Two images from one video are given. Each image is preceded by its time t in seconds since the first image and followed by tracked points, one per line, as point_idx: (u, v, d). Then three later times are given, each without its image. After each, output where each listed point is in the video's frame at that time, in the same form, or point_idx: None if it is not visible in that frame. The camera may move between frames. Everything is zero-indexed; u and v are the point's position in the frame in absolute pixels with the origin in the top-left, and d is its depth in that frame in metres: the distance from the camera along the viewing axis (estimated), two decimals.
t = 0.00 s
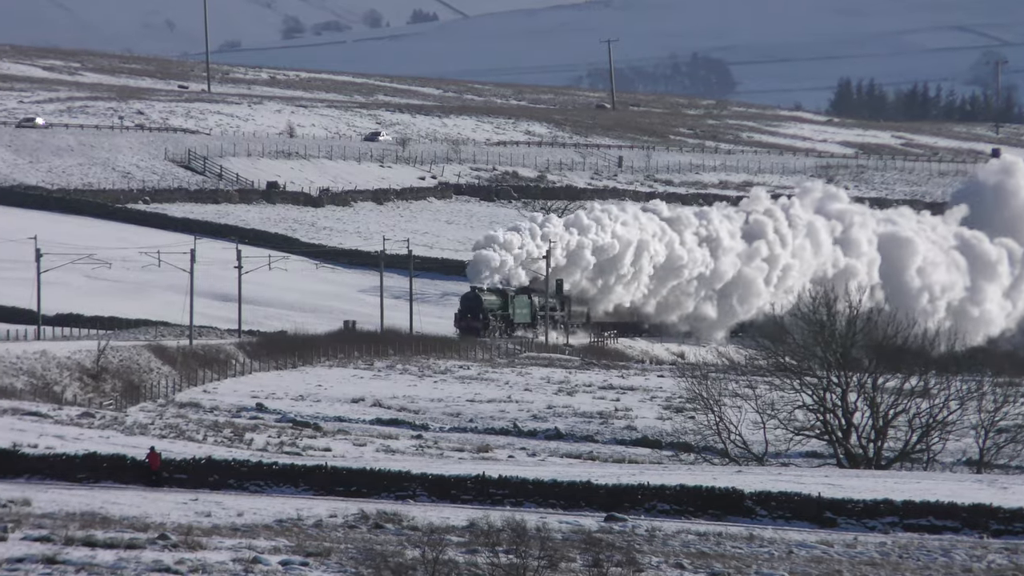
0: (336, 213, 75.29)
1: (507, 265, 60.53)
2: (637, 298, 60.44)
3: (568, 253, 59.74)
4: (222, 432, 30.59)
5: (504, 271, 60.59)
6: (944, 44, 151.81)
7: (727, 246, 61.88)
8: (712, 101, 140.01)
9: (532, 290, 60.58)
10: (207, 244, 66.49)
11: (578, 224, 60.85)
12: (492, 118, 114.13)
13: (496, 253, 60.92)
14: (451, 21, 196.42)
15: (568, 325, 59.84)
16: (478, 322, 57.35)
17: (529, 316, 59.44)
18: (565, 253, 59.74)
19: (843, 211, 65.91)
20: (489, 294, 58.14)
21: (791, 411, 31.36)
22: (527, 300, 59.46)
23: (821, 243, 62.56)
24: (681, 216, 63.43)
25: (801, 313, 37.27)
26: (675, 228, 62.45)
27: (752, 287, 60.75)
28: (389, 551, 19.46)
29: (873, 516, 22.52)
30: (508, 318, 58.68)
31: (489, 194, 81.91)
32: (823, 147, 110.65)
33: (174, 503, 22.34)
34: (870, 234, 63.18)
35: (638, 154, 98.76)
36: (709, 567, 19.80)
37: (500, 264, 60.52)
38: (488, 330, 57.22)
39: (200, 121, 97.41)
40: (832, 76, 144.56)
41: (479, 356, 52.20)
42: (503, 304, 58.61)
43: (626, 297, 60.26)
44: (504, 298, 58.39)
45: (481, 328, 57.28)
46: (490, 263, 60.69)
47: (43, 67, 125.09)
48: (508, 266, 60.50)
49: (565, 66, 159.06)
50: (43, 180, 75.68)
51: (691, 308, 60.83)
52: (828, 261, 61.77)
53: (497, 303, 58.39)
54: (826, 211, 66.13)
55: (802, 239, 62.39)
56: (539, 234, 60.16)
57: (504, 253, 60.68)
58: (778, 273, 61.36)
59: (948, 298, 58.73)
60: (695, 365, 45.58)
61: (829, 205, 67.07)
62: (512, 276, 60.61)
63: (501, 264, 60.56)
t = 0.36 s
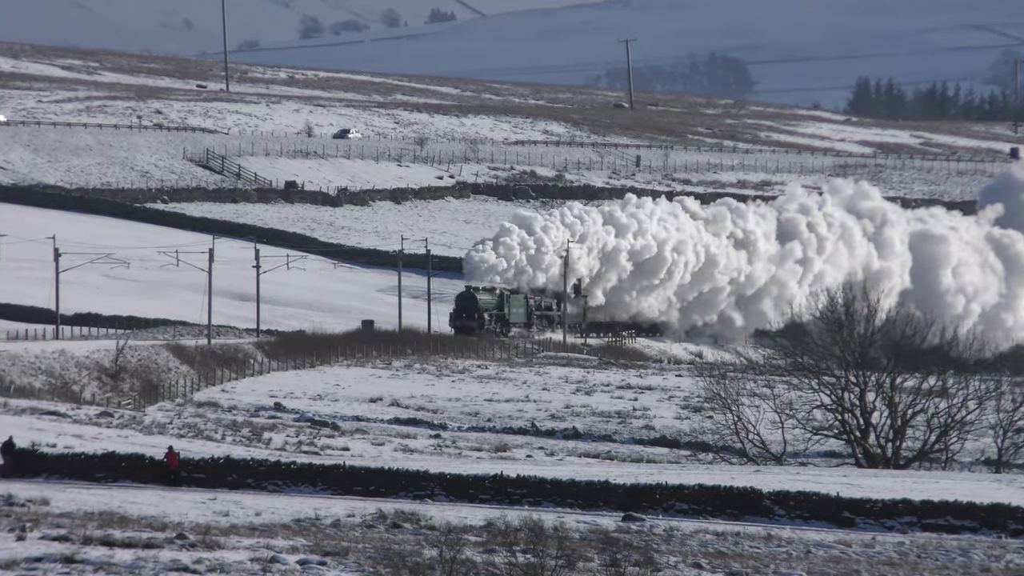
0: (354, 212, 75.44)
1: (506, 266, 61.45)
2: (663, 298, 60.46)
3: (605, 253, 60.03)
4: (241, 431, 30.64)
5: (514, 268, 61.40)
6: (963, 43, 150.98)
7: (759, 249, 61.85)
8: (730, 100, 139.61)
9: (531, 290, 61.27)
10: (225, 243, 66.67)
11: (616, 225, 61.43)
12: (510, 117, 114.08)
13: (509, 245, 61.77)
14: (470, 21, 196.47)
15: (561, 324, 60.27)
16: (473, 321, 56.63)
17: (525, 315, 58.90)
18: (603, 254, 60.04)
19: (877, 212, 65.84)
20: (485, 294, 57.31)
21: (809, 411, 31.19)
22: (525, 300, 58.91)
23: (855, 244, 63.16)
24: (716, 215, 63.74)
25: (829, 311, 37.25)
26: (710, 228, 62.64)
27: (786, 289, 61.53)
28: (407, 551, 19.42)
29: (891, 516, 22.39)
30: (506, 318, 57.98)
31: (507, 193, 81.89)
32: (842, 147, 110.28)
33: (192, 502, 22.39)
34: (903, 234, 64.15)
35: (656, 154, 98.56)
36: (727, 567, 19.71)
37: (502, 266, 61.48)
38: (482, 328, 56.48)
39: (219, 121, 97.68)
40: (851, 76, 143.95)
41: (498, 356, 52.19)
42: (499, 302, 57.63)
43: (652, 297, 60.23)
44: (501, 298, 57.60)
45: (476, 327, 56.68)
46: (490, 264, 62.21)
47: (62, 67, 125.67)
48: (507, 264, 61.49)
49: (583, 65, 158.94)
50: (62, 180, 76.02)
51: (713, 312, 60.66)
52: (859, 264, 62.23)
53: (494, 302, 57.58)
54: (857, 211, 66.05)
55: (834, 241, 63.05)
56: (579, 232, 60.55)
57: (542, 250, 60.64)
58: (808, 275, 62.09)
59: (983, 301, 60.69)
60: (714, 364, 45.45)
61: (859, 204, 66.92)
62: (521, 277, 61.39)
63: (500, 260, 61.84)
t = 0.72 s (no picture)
0: (369, 212, 75.55)
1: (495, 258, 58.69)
2: (689, 303, 60.73)
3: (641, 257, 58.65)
4: (256, 431, 30.68)
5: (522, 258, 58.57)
6: (981, 43, 150.29)
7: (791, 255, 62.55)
8: (746, 100, 139.30)
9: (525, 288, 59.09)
10: (241, 242, 66.79)
11: (651, 224, 59.48)
12: (525, 116, 114.03)
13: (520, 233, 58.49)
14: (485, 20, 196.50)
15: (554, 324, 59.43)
16: (466, 321, 55.65)
17: (517, 315, 57.87)
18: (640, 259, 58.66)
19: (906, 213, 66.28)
20: (477, 293, 56.25)
21: (825, 411, 31.06)
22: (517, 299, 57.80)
23: (886, 245, 63.75)
24: (748, 214, 63.56)
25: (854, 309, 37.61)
26: (745, 228, 62.86)
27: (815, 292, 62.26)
28: (422, 550, 19.40)
29: (907, 516, 22.28)
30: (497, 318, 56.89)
31: (522, 192, 81.84)
32: (858, 146, 110.04)
33: (208, 501, 22.40)
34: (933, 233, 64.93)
35: (671, 153, 98.42)
36: (742, 566, 19.63)
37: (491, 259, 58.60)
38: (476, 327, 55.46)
39: (235, 120, 97.89)
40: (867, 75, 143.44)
41: (513, 356, 52.20)
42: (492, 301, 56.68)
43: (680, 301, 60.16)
44: (494, 297, 56.52)
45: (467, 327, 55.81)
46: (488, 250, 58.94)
47: (78, 67, 126.15)
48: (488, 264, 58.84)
49: (598, 65, 158.78)
50: (78, 179, 76.28)
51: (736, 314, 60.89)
52: (889, 266, 62.87)
53: (487, 302, 56.50)
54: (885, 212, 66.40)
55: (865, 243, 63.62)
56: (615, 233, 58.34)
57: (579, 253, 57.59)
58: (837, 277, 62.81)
59: (1012, 304, 61.55)
60: (728, 364, 45.42)
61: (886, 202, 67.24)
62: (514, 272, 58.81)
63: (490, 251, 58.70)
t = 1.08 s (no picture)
0: (381, 213, 75.64)
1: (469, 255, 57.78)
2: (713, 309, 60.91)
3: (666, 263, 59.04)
4: (269, 432, 30.71)
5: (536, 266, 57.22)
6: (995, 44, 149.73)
7: (819, 259, 63.70)
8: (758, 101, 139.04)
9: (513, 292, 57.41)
10: (253, 244, 66.90)
11: (682, 228, 60.26)
12: (538, 118, 113.99)
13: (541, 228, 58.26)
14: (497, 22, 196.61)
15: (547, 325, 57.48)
16: (455, 322, 54.76)
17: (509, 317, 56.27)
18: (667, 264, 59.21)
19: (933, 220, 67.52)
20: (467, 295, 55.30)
21: (838, 412, 30.99)
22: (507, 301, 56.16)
23: (913, 251, 64.98)
24: (778, 215, 64.49)
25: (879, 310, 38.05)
26: (777, 228, 63.83)
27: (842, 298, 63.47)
28: (434, 552, 19.40)
29: (920, 517, 22.18)
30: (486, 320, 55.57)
31: (535, 195, 81.76)
32: (870, 147, 109.77)
33: (221, 503, 22.42)
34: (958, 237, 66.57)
35: (684, 154, 98.28)
36: (755, 567, 19.60)
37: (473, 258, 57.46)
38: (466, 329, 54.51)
39: (247, 122, 98.14)
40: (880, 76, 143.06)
41: (525, 356, 52.26)
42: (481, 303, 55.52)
43: (705, 304, 60.22)
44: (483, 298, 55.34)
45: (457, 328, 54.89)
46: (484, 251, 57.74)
47: (91, 69, 126.56)
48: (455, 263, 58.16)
49: (610, 66, 158.68)
50: (91, 181, 76.53)
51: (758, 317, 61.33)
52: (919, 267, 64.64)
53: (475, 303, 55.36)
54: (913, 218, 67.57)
55: (892, 248, 64.80)
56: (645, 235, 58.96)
57: (609, 258, 57.70)
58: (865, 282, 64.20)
59: None
60: (741, 365, 45.44)
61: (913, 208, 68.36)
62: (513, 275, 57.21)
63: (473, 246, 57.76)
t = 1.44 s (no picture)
0: (393, 217, 75.69)
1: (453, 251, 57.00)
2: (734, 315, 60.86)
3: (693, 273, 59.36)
4: (280, 435, 30.74)
5: (563, 274, 56.47)
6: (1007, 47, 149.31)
7: (844, 266, 63.59)
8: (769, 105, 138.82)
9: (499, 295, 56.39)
10: (264, 247, 67.00)
11: (710, 235, 60.50)
12: (549, 121, 114.00)
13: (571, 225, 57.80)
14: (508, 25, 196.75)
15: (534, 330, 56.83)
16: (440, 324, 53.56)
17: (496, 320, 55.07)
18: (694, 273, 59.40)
19: (958, 226, 67.51)
20: (455, 297, 53.98)
21: (849, 416, 30.87)
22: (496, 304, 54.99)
23: (939, 257, 64.85)
24: (804, 219, 64.52)
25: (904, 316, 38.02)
26: (802, 232, 63.83)
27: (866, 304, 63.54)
28: (445, 555, 19.38)
29: (931, 520, 22.09)
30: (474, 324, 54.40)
31: (546, 198, 81.78)
32: (882, 150, 109.50)
33: (233, 506, 22.44)
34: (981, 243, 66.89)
35: (695, 158, 98.18)
36: (766, 571, 19.55)
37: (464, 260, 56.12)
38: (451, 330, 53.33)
39: (259, 125, 98.31)
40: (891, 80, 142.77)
41: (536, 360, 52.30)
42: (469, 305, 54.22)
43: (727, 311, 60.37)
44: (471, 303, 54.19)
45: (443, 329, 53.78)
46: (512, 250, 56.32)
47: (103, 71, 126.95)
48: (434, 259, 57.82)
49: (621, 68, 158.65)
50: (102, 184, 76.79)
51: (776, 325, 61.58)
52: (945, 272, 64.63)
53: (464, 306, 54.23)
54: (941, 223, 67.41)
55: (918, 254, 64.69)
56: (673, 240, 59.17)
57: (637, 263, 57.86)
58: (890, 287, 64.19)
59: None
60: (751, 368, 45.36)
61: (942, 212, 68.14)
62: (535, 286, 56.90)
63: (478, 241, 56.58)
